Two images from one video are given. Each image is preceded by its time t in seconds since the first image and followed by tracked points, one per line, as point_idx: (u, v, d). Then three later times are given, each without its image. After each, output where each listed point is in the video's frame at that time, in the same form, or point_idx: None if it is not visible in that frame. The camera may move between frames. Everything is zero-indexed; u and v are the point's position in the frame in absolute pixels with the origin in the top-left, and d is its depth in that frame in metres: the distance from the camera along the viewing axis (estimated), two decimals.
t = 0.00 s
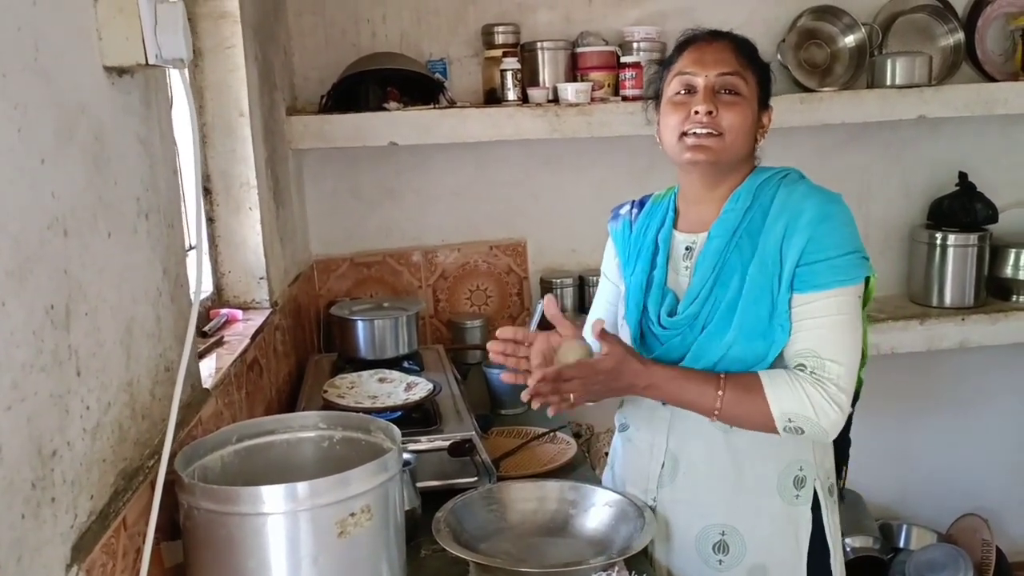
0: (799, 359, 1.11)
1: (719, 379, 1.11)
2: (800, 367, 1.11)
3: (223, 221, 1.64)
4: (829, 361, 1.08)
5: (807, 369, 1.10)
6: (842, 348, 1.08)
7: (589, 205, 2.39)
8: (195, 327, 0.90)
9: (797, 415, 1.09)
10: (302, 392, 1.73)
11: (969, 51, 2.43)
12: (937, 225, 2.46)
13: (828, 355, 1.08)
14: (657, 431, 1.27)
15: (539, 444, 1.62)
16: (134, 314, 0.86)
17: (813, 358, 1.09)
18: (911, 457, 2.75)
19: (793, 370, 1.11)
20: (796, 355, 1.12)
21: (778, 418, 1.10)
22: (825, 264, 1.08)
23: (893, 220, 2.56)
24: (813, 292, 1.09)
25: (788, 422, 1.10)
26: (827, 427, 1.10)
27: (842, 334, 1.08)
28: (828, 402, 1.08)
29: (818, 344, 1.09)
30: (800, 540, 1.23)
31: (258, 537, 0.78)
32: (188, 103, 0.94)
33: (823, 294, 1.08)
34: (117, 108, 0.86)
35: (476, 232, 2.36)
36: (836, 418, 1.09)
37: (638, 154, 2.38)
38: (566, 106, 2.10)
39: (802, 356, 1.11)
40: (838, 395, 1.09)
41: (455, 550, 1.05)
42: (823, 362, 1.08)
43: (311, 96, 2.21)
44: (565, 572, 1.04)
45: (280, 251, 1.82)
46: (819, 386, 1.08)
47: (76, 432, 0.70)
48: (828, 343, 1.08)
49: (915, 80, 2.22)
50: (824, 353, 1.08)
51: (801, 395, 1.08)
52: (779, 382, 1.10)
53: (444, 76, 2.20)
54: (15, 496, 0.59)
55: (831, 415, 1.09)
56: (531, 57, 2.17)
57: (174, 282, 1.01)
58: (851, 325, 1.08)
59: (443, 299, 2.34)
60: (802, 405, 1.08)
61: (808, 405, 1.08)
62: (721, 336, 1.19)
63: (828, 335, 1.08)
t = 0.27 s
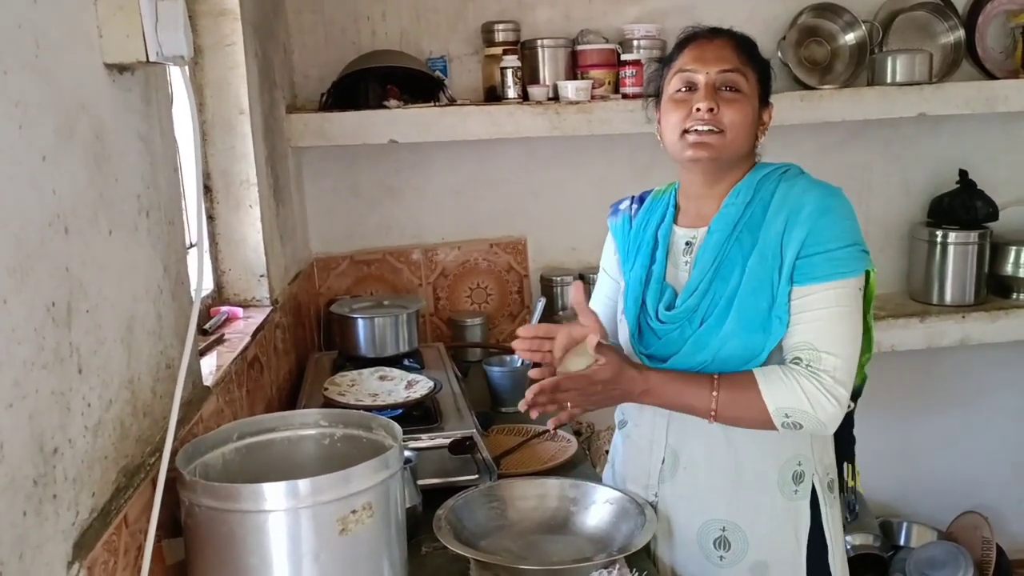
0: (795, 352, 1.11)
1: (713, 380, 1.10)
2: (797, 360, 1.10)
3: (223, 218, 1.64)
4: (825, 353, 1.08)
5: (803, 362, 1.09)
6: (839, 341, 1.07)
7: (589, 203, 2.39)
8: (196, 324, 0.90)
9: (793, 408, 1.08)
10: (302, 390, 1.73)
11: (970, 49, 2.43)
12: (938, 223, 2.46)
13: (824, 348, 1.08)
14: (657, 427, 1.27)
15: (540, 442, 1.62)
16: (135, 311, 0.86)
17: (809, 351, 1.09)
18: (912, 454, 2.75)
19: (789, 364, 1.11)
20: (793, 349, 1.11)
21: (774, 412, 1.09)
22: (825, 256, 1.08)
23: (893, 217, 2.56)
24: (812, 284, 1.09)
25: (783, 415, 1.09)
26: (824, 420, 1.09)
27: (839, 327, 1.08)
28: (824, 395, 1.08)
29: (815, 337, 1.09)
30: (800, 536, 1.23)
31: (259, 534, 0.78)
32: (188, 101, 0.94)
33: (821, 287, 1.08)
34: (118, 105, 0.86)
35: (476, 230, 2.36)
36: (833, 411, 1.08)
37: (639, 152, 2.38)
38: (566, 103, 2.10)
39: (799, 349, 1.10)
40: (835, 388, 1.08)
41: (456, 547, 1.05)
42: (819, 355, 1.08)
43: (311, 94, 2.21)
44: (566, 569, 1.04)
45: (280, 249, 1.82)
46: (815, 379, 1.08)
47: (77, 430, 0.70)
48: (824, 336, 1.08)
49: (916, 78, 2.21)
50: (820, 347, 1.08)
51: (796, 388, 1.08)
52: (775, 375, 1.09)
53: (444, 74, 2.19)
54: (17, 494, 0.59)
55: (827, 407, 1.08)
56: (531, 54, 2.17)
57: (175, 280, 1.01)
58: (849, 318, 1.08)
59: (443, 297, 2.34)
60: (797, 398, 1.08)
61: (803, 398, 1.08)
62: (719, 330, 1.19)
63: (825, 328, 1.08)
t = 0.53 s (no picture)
0: (797, 348, 1.10)
1: (713, 374, 1.10)
2: (798, 356, 1.10)
3: (223, 215, 1.64)
4: (826, 350, 1.08)
5: (804, 358, 1.09)
6: (841, 338, 1.08)
7: (590, 200, 2.39)
8: (199, 321, 0.89)
9: (794, 404, 1.08)
10: (303, 386, 1.73)
11: (970, 45, 2.43)
12: (938, 219, 2.46)
13: (826, 344, 1.08)
14: (658, 423, 1.27)
15: (540, 438, 1.62)
16: (136, 307, 0.86)
17: (810, 347, 1.09)
18: (911, 451, 2.75)
19: (790, 360, 1.11)
20: (794, 345, 1.11)
21: (773, 407, 1.09)
22: (827, 253, 1.08)
23: (893, 214, 2.56)
24: (814, 281, 1.09)
25: (783, 412, 1.09)
26: (821, 416, 1.09)
27: (840, 325, 1.08)
28: (823, 392, 1.08)
29: (817, 334, 1.09)
30: (801, 532, 1.23)
31: (261, 530, 0.78)
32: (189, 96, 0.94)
33: (824, 284, 1.08)
34: (119, 101, 0.86)
35: (476, 227, 2.35)
36: (830, 407, 1.09)
37: (639, 148, 2.38)
38: (567, 100, 2.09)
39: (800, 345, 1.10)
40: (834, 384, 1.08)
41: (456, 543, 1.05)
42: (821, 351, 1.08)
43: (311, 91, 2.21)
44: (567, 565, 1.04)
45: (280, 245, 1.82)
46: (816, 375, 1.08)
47: (80, 425, 0.70)
48: (826, 333, 1.08)
49: (916, 74, 2.21)
50: (823, 343, 1.08)
51: (797, 384, 1.08)
52: (776, 371, 1.09)
53: (444, 70, 2.19)
54: (19, 489, 0.59)
55: (827, 404, 1.08)
56: (531, 51, 2.16)
57: (176, 276, 1.00)
58: (850, 316, 1.08)
59: (443, 294, 2.34)
60: (798, 394, 1.08)
61: (805, 394, 1.08)
62: (721, 326, 1.19)
63: (828, 325, 1.08)
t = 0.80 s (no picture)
0: (803, 344, 1.11)
1: (724, 361, 1.10)
2: (805, 351, 1.10)
3: (229, 211, 1.64)
4: (834, 348, 1.08)
5: (811, 355, 1.09)
6: (849, 337, 1.08)
7: (594, 197, 2.39)
8: (206, 316, 0.89)
9: (799, 400, 1.08)
10: (308, 382, 1.73)
11: (976, 42, 2.42)
12: (943, 216, 2.46)
13: (834, 343, 1.08)
14: (664, 420, 1.27)
15: (546, 435, 1.62)
16: (145, 303, 0.86)
17: (818, 344, 1.09)
18: (916, 448, 2.75)
19: (797, 355, 1.11)
20: (801, 340, 1.11)
21: (779, 401, 1.09)
22: (835, 251, 1.08)
23: (898, 211, 2.55)
24: (822, 279, 1.09)
25: (789, 407, 1.09)
26: (828, 413, 1.09)
27: (848, 323, 1.08)
28: (829, 389, 1.08)
29: (824, 332, 1.09)
30: (806, 530, 1.23)
31: (270, 524, 0.78)
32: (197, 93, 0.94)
33: (831, 282, 1.08)
34: (127, 97, 0.86)
35: (481, 224, 2.36)
36: (837, 404, 1.09)
37: (644, 145, 2.38)
38: (571, 97, 2.09)
39: (807, 341, 1.10)
40: (841, 381, 1.08)
41: (462, 539, 1.06)
42: (828, 349, 1.08)
43: (317, 87, 2.21)
44: (572, 561, 1.04)
45: (286, 241, 1.82)
46: (822, 372, 1.08)
47: (89, 420, 0.70)
48: (833, 330, 1.08)
49: (922, 71, 2.21)
50: (829, 340, 1.08)
51: (804, 381, 1.08)
52: (782, 367, 1.09)
53: (449, 67, 2.19)
54: (30, 484, 0.60)
55: (833, 401, 1.09)
56: (536, 48, 2.16)
57: (184, 272, 1.01)
58: (859, 314, 1.08)
59: (448, 291, 2.34)
60: (804, 390, 1.08)
61: (812, 391, 1.08)
62: (728, 322, 1.19)
63: (835, 322, 1.08)
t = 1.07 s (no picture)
0: (810, 341, 1.11)
1: (726, 359, 1.10)
2: (811, 349, 1.10)
3: (234, 207, 1.65)
4: (840, 345, 1.08)
5: (817, 351, 1.09)
6: (854, 333, 1.07)
7: (598, 194, 2.39)
8: (212, 313, 0.90)
9: (805, 397, 1.08)
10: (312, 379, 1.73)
11: (982, 39, 2.41)
12: (948, 213, 2.45)
13: (839, 339, 1.08)
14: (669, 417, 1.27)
15: (549, 432, 1.62)
16: (150, 299, 0.86)
17: (824, 341, 1.09)
18: (921, 446, 2.75)
19: (804, 352, 1.11)
20: (808, 338, 1.11)
21: (785, 399, 1.09)
22: (841, 247, 1.08)
23: (903, 208, 2.55)
24: (828, 275, 1.09)
25: (795, 404, 1.09)
26: (835, 410, 1.09)
27: (854, 320, 1.07)
28: (836, 386, 1.07)
29: (830, 329, 1.08)
30: (811, 528, 1.23)
31: (275, 521, 0.78)
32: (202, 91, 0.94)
33: (838, 278, 1.08)
34: (133, 94, 0.86)
35: (485, 221, 2.36)
36: (843, 402, 1.08)
37: (648, 142, 2.38)
38: (575, 93, 2.09)
39: (813, 338, 1.10)
40: (848, 378, 1.08)
41: (467, 536, 1.06)
42: (834, 346, 1.08)
43: (321, 84, 2.21)
44: (576, 558, 1.04)
45: (290, 238, 1.82)
46: (828, 369, 1.07)
47: (95, 416, 0.70)
48: (839, 327, 1.08)
49: (927, 68, 2.20)
50: (835, 336, 1.08)
51: (809, 378, 1.08)
52: (788, 362, 1.09)
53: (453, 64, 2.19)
54: (36, 480, 0.60)
55: (839, 398, 1.08)
56: (540, 44, 2.16)
57: (189, 269, 1.01)
58: (866, 311, 1.08)
59: (452, 288, 2.34)
60: (810, 387, 1.07)
61: (817, 388, 1.07)
62: (735, 320, 1.19)
63: (842, 319, 1.08)
